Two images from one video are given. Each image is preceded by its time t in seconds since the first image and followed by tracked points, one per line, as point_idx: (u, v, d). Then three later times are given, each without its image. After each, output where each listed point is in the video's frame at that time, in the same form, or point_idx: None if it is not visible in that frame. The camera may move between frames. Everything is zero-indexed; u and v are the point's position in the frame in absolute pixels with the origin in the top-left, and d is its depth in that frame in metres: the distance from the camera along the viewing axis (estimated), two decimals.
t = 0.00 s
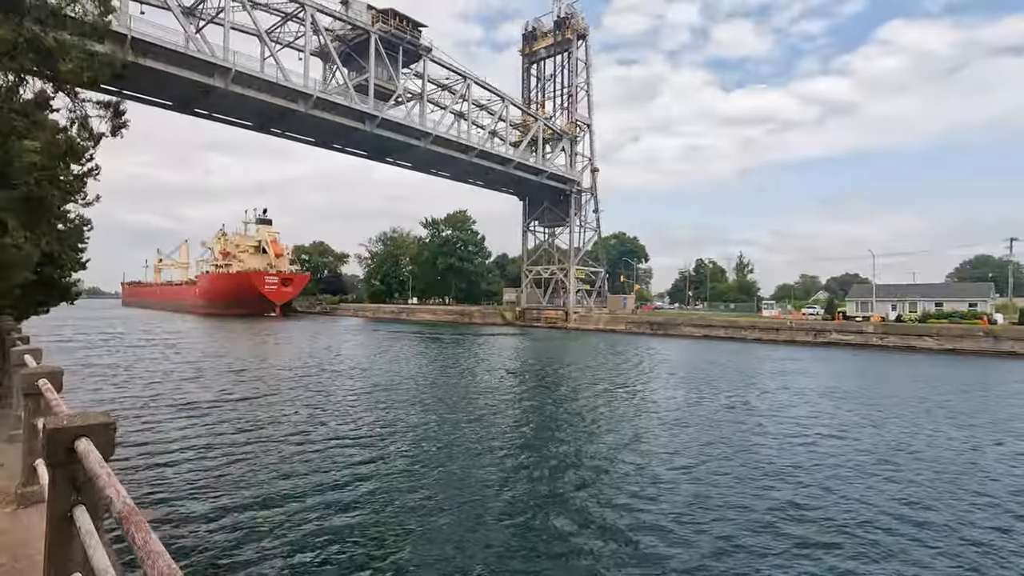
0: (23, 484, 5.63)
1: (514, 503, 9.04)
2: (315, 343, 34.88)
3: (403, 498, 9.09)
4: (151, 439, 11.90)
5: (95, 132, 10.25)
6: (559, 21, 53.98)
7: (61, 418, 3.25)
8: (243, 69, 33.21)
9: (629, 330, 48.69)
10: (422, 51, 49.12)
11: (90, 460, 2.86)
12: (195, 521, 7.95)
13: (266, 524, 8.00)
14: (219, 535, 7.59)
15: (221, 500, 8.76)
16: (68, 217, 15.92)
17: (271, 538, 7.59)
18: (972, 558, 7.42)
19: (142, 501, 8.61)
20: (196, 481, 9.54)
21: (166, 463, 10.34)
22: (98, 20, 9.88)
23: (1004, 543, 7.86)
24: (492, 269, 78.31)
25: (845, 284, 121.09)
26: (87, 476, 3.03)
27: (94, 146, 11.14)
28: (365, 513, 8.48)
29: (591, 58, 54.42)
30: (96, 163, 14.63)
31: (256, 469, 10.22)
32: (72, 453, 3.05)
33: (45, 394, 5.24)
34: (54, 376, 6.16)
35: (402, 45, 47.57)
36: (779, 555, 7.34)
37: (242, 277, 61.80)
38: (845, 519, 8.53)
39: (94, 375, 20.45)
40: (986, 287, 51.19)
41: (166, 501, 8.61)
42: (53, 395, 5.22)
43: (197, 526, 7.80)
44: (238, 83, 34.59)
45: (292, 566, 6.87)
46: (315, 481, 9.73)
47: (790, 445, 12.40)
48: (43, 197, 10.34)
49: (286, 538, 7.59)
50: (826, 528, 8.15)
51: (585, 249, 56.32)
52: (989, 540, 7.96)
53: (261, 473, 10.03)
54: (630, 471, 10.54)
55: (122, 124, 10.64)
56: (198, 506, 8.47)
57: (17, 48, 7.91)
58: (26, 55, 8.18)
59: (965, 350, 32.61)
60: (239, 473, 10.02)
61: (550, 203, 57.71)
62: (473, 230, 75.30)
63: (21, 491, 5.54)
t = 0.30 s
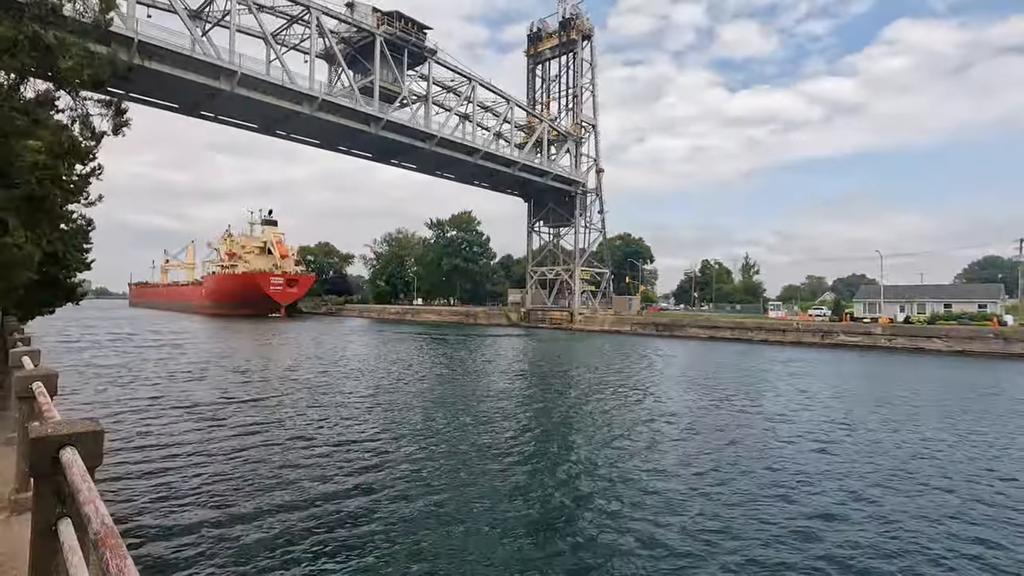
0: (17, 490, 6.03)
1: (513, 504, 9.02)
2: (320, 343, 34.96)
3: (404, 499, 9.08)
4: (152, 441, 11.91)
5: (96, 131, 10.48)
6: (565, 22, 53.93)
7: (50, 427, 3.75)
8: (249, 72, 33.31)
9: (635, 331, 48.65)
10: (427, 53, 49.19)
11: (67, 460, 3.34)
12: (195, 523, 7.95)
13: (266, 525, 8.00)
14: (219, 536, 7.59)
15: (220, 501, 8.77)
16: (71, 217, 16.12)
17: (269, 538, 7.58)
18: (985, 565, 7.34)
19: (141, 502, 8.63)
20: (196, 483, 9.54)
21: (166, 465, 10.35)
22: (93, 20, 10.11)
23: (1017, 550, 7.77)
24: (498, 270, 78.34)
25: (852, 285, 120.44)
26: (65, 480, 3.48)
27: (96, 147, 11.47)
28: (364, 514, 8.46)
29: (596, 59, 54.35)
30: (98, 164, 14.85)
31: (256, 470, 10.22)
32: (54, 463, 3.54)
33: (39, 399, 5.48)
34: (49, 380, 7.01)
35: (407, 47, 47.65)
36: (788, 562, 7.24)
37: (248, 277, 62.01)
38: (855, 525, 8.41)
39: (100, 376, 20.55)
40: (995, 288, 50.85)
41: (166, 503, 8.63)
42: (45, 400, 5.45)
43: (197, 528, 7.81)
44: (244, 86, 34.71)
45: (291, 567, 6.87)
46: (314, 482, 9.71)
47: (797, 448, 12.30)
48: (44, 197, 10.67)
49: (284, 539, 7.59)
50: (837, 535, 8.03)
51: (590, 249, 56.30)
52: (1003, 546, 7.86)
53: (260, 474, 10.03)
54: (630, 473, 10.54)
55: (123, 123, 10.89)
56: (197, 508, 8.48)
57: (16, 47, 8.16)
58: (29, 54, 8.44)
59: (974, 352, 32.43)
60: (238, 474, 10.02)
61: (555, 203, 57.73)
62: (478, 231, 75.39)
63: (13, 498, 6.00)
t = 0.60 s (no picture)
0: (21, 495, 6.24)
1: (524, 509, 8.93)
2: (329, 346, 35.04)
3: (414, 504, 8.99)
4: (158, 445, 11.88)
5: (104, 133, 10.62)
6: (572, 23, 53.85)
7: (53, 432, 3.74)
8: (257, 76, 33.44)
9: (643, 333, 48.47)
10: (434, 55, 49.28)
11: (67, 465, 3.33)
12: (204, 528, 7.89)
13: (275, 530, 7.94)
14: (228, 541, 7.53)
15: (228, 506, 8.71)
16: (80, 219, 16.27)
17: (278, 544, 7.51)
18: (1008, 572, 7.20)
19: (149, 508, 8.58)
20: (203, 488, 9.48)
21: (173, 471, 10.31)
22: (102, 24, 10.22)
23: None
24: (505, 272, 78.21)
25: (864, 287, 119.45)
26: (67, 486, 3.48)
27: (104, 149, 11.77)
28: (374, 519, 8.38)
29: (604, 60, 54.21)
30: (108, 167, 15.01)
31: (264, 475, 10.15)
32: (57, 468, 3.51)
33: (44, 402, 5.56)
34: (55, 383, 7.04)
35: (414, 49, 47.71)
36: (804, 570, 7.11)
37: (256, 280, 62.22)
38: (873, 532, 8.26)
39: (108, 378, 20.60)
40: (1010, 290, 50.30)
41: (174, 508, 8.58)
42: (49, 404, 5.51)
43: (206, 533, 7.77)
44: (252, 89, 34.86)
45: (301, 572, 6.81)
46: (322, 487, 9.63)
47: (811, 453, 12.13)
48: (52, 198, 10.99)
49: (293, 545, 7.52)
50: (854, 543, 7.88)
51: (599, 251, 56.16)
52: None
53: (268, 479, 9.96)
54: (641, 478, 10.44)
55: (130, 124, 11.12)
56: (205, 513, 8.41)
57: (27, 50, 8.27)
58: (41, 57, 8.53)
59: (991, 355, 32.04)
60: (246, 479, 9.97)
61: (563, 205, 57.64)
62: (485, 233, 75.38)
63: (17, 503, 6.19)
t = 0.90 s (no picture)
0: (33, 498, 6.43)
1: (532, 516, 8.85)
2: (338, 348, 35.10)
3: (416, 511, 8.94)
4: (164, 450, 11.85)
5: (116, 137, 10.68)
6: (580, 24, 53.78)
7: (63, 437, 3.75)
8: (267, 81, 33.64)
9: (652, 335, 48.29)
10: (442, 59, 49.39)
11: (78, 470, 3.33)
12: (208, 536, 7.83)
13: (284, 537, 7.90)
14: (233, 550, 7.46)
15: (234, 513, 8.68)
16: (92, 222, 16.40)
17: (283, 553, 7.43)
18: None
19: (153, 514, 8.54)
20: (208, 495, 9.42)
21: (179, 477, 10.25)
22: (113, 29, 10.37)
23: None
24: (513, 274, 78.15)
25: (879, 289, 118.34)
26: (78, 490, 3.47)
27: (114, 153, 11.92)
28: (380, 528, 8.30)
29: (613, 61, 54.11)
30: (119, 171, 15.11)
31: (270, 481, 10.09)
32: (68, 473, 3.52)
33: (53, 406, 5.60)
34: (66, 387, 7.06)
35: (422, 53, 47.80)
36: None
37: (265, 282, 62.47)
38: (889, 539, 8.16)
39: (119, 381, 20.72)
40: None
41: (179, 515, 8.54)
42: (60, 407, 5.54)
43: (215, 541, 7.73)
44: (261, 94, 35.05)
45: None
46: (328, 493, 9.58)
47: (824, 459, 11.93)
48: (64, 202, 11.00)
49: (298, 555, 7.43)
50: (867, 551, 7.75)
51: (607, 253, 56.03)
52: None
53: (274, 486, 9.88)
54: (648, 485, 10.34)
55: (141, 128, 11.40)
56: (210, 521, 8.36)
57: (39, 55, 8.26)
58: (54, 61, 8.50)
59: (1009, 358, 31.65)
60: (252, 485, 9.90)
61: (571, 207, 57.57)
62: (493, 235, 75.42)
63: (28, 506, 6.34)
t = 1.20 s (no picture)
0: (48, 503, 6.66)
1: (541, 520, 8.82)
2: (347, 351, 35.15)
3: (424, 514, 8.93)
4: (173, 454, 11.93)
5: (129, 141, 10.85)
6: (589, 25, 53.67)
7: (80, 445, 3.78)
8: (276, 85, 33.81)
9: (662, 337, 48.07)
10: (450, 62, 49.46)
11: (96, 478, 3.35)
12: (215, 540, 7.85)
13: (292, 542, 7.84)
14: (241, 553, 7.48)
15: (242, 517, 8.70)
16: (106, 225, 16.59)
17: (290, 557, 7.43)
18: None
19: (160, 518, 8.59)
20: (216, 499, 9.46)
21: (187, 481, 10.31)
22: (127, 35, 10.50)
23: None
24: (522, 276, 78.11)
25: (894, 290, 117.09)
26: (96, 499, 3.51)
27: (128, 156, 12.11)
28: (387, 532, 8.29)
29: (622, 62, 54.01)
30: (132, 175, 15.24)
31: (277, 486, 10.13)
32: (84, 482, 3.55)
33: (69, 411, 5.65)
34: (81, 392, 7.24)
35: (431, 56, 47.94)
36: None
37: (274, 285, 62.73)
38: (906, 547, 8.05)
39: (130, 384, 20.83)
40: None
41: (187, 519, 8.58)
42: (76, 411, 5.64)
43: (222, 547, 7.68)
44: (271, 99, 35.24)
45: None
46: (336, 497, 9.59)
47: (840, 464, 11.77)
48: (79, 206, 12.06)
49: (305, 559, 7.42)
50: (886, 561, 7.60)
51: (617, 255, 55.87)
52: None
53: (282, 489, 9.91)
54: (657, 489, 10.30)
55: (153, 132, 11.62)
56: (218, 525, 8.38)
57: (55, 61, 8.74)
58: (69, 67, 9.01)
59: None
60: (260, 489, 9.94)
61: (580, 208, 57.47)
62: (502, 237, 75.44)
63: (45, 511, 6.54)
